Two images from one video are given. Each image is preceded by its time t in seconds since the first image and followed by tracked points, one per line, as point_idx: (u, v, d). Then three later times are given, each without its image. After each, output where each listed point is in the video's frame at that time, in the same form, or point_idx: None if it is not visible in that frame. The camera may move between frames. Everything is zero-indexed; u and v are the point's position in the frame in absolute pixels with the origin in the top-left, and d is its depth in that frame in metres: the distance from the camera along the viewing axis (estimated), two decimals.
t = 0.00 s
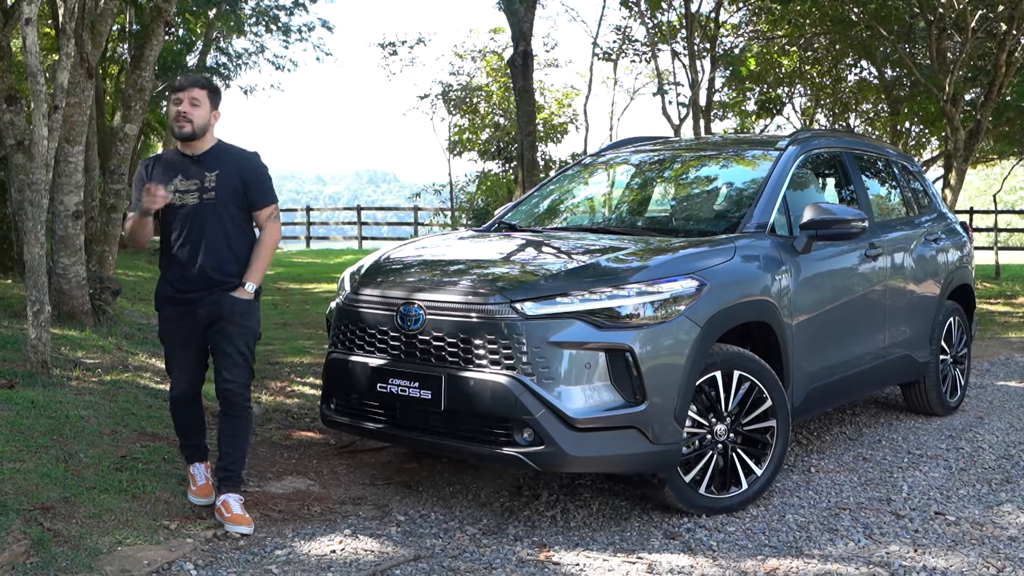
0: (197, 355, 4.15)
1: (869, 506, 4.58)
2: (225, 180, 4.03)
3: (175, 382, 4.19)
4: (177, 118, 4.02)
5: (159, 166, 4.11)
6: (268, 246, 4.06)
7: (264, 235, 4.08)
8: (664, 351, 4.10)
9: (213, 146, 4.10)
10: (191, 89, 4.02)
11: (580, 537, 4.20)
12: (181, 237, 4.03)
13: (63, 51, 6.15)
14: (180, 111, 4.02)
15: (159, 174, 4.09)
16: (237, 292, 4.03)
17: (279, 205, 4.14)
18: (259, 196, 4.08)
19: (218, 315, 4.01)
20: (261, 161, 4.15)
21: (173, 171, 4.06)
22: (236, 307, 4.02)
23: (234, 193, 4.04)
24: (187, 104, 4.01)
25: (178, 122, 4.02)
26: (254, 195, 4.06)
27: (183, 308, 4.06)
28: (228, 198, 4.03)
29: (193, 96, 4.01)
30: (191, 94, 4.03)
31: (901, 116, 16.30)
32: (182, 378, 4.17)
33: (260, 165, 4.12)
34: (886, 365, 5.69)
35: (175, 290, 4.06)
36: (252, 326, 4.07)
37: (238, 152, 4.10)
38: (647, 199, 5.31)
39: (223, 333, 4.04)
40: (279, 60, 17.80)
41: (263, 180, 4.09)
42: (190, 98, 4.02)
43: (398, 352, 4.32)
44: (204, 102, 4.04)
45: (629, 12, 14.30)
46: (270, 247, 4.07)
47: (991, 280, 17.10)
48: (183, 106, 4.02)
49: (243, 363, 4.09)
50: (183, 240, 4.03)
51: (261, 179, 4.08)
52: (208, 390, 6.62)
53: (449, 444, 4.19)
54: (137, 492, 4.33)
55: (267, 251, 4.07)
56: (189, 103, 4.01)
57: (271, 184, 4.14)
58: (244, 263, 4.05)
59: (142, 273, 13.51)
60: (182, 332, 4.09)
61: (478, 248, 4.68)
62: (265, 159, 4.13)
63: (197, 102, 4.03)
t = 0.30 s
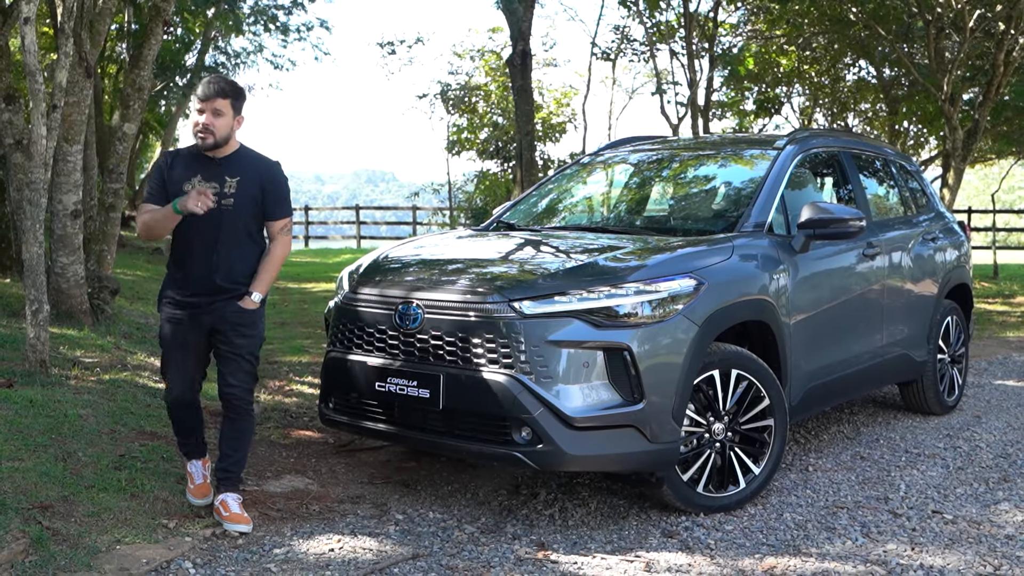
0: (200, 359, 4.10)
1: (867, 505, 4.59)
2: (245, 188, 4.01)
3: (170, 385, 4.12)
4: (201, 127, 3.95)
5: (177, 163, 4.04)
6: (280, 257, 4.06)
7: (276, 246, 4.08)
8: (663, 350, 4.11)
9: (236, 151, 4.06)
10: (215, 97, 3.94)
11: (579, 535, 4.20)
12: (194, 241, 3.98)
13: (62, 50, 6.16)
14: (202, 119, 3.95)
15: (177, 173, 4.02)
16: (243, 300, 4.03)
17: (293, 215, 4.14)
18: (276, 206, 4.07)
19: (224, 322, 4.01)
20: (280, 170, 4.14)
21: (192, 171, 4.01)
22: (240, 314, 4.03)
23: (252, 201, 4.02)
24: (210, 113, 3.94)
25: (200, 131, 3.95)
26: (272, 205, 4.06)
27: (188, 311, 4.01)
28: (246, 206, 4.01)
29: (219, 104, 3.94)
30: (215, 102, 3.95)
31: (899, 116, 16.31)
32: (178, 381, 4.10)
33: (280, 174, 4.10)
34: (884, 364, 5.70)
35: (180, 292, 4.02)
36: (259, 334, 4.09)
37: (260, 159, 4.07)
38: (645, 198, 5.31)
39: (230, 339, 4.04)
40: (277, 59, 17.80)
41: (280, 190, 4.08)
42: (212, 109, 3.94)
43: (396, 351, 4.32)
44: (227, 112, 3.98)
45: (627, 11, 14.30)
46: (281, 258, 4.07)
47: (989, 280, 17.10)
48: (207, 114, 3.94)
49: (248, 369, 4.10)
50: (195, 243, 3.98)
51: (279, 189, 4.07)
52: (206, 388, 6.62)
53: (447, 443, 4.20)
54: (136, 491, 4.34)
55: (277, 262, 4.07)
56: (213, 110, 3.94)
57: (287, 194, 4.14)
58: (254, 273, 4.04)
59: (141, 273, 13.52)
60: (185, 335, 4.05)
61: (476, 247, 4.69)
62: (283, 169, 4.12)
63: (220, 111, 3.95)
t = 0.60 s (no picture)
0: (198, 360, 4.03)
1: (866, 504, 4.59)
2: (254, 195, 3.98)
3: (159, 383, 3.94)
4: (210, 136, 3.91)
5: (182, 167, 3.99)
6: (288, 263, 4.05)
7: (284, 250, 4.07)
8: (662, 349, 4.11)
9: (244, 157, 4.03)
10: (224, 105, 3.91)
11: (578, 534, 4.21)
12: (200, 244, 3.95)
13: (61, 49, 6.16)
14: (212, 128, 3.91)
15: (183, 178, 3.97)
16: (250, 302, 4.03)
17: (300, 220, 4.13)
18: (284, 212, 4.05)
19: (229, 325, 4.00)
20: (287, 174, 4.11)
21: (199, 176, 3.97)
22: (247, 318, 4.02)
23: (261, 207, 4.00)
24: (220, 122, 3.91)
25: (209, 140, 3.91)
26: (281, 211, 4.04)
27: (193, 308, 3.99)
28: (255, 212, 3.99)
29: (228, 113, 3.92)
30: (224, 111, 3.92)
31: (898, 116, 16.31)
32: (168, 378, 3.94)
33: (288, 179, 4.07)
34: (883, 363, 5.71)
35: (184, 292, 4.00)
36: (264, 337, 4.09)
37: (268, 165, 4.05)
38: (645, 197, 5.31)
39: (235, 341, 4.03)
40: (277, 59, 17.80)
41: (288, 196, 4.06)
42: (221, 118, 3.91)
43: (395, 350, 4.32)
44: (236, 121, 3.95)
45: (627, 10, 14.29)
46: (288, 263, 4.06)
47: (988, 279, 17.10)
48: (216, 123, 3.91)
49: (249, 372, 4.10)
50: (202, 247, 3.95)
51: (287, 195, 4.05)
52: (205, 388, 6.62)
53: (446, 443, 4.20)
54: (135, 490, 4.34)
55: (285, 267, 4.06)
56: (222, 119, 3.91)
57: (295, 198, 4.12)
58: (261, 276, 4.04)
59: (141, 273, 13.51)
60: (188, 328, 4.00)
61: (475, 247, 4.69)
62: (291, 174, 4.10)
63: (229, 120, 3.92)
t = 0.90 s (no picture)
0: (200, 368, 4.02)
1: (865, 503, 4.60)
2: (251, 195, 3.97)
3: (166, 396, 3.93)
4: (203, 139, 3.86)
5: (174, 168, 3.92)
6: (285, 262, 4.07)
7: (280, 250, 4.08)
8: (661, 349, 4.12)
9: (237, 157, 3.99)
10: (218, 107, 3.85)
11: (578, 534, 4.21)
12: (201, 246, 3.91)
13: (60, 49, 6.16)
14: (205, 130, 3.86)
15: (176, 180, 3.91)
16: (250, 303, 4.01)
17: (295, 219, 4.15)
18: (281, 211, 4.06)
19: (231, 327, 3.98)
20: (281, 172, 4.12)
21: (194, 178, 3.91)
22: (249, 319, 4.01)
23: (259, 206, 4.00)
24: (214, 124, 3.85)
25: (203, 144, 3.87)
26: (277, 210, 4.04)
27: (194, 312, 3.95)
28: (254, 212, 3.98)
29: (223, 115, 3.86)
30: (217, 112, 3.85)
31: (897, 116, 16.33)
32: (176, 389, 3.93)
33: (283, 178, 4.08)
34: (882, 363, 5.72)
35: (184, 295, 3.95)
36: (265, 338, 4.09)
37: (262, 164, 4.03)
38: (643, 197, 5.32)
39: (237, 344, 4.03)
40: (275, 58, 17.80)
41: (284, 195, 4.07)
42: (216, 120, 3.86)
43: (395, 349, 4.33)
44: (230, 122, 3.90)
45: (626, 11, 14.31)
46: (286, 262, 4.08)
47: (987, 279, 17.12)
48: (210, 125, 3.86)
49: (249, 373, 4.10)
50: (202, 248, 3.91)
51: (283, 194, 4.06)
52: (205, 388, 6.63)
53: (446, 442, 4.21)
54: (135, 490, 4.34)
55: (282, 267, 4.07)
56: (216, 122, 3.85)
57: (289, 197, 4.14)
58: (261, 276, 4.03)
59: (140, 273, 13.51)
60: (190, 332, 3.97)
61: (474, 247, 4.69)
62: (285, 172, 4.11)
63: (223, 121, 3.87)
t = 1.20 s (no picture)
0: (198, 370, 4.00)
1: (866, 503, 4.60)
2: (246, 186, 3.98)
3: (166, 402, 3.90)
4: (193, 131, 3.82)
5: (166, 165, 3.87)
6: (276, 256, 4.09)
7: (271, 244, 4.10)
8: (663, 348, 4.11)
9: (225, 151, 3.97)
10: (207, 99, 3.79)
11: (579, 533, 4.21)
12: (200, 243, 3.87)
13: (61, 48, 6.15)
14: (195, 123, 3.81)
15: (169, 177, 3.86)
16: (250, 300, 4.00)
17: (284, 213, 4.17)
18: (272, 204, 4.08)
19: (233, 327, 3.98)
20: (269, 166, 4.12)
21: (188, 175, 3.88)
22: (250, 319, 4.00)
23: (253, 200, 4.01)
24: (204, 116, 3.81)
25: (192, 136, 3.83)
26: (269, 202, 4.06)
27: (194, 312, 3.92)
28: (249, 206, 3.99)
29: (213, 106, 3.81)
30: (207, 103, 3.80)
31: (897, 115, 16.33)
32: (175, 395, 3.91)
33: (272, 172, 4.10)
34: (883, 362, 5.71)
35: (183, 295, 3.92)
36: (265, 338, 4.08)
37: (252, 158, 4.04)
38: (644, 196, 5.31)
39: (238, 344, 4.02)
40: (275, 58, 17.78)
41: (274, 189, 4.09)
42: (206, 111, 3.81)
43: (396, 348, 4.32)
44: (220, 112, 3.86)
45: (626, 10, 14.31)
46: (278, 256, 4.10)
47: (987, 279, 17.13)
48: (200, 117, 3.81)
49: (249, 373, 4.10)
50: (202, 245, 3.88)
51: (274, 187, 4.08)
52: (205, 387, 6.63)
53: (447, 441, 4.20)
54: (137, 489, 4.34)
55: (274, 263, 4.09)
56: (206, 114, 3.81)
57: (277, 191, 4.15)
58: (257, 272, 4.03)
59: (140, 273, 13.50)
60: (189, 333, 3.95)
61: (475, 246, 4.69)
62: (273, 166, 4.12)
63: (213, 113, 3.83)
